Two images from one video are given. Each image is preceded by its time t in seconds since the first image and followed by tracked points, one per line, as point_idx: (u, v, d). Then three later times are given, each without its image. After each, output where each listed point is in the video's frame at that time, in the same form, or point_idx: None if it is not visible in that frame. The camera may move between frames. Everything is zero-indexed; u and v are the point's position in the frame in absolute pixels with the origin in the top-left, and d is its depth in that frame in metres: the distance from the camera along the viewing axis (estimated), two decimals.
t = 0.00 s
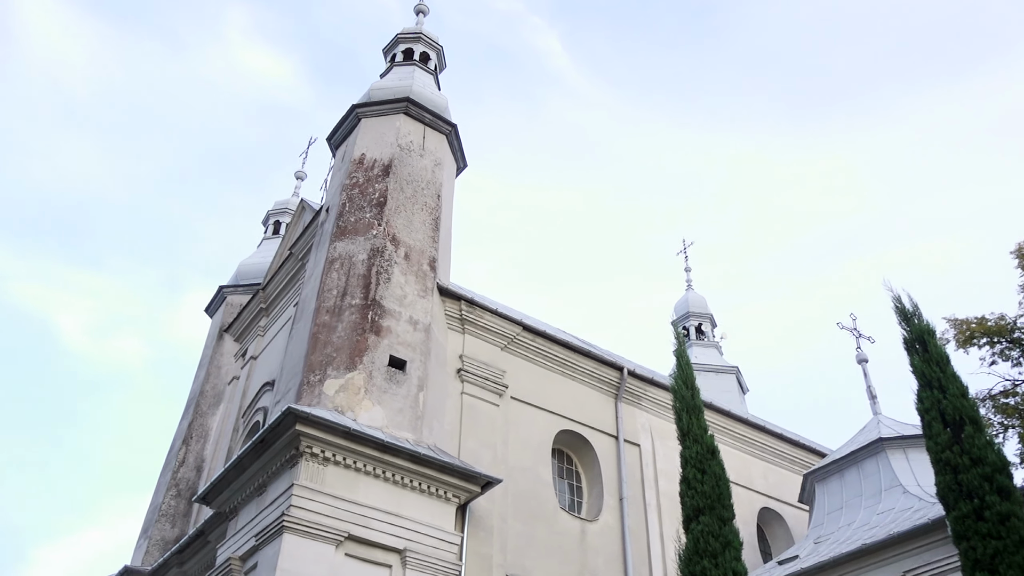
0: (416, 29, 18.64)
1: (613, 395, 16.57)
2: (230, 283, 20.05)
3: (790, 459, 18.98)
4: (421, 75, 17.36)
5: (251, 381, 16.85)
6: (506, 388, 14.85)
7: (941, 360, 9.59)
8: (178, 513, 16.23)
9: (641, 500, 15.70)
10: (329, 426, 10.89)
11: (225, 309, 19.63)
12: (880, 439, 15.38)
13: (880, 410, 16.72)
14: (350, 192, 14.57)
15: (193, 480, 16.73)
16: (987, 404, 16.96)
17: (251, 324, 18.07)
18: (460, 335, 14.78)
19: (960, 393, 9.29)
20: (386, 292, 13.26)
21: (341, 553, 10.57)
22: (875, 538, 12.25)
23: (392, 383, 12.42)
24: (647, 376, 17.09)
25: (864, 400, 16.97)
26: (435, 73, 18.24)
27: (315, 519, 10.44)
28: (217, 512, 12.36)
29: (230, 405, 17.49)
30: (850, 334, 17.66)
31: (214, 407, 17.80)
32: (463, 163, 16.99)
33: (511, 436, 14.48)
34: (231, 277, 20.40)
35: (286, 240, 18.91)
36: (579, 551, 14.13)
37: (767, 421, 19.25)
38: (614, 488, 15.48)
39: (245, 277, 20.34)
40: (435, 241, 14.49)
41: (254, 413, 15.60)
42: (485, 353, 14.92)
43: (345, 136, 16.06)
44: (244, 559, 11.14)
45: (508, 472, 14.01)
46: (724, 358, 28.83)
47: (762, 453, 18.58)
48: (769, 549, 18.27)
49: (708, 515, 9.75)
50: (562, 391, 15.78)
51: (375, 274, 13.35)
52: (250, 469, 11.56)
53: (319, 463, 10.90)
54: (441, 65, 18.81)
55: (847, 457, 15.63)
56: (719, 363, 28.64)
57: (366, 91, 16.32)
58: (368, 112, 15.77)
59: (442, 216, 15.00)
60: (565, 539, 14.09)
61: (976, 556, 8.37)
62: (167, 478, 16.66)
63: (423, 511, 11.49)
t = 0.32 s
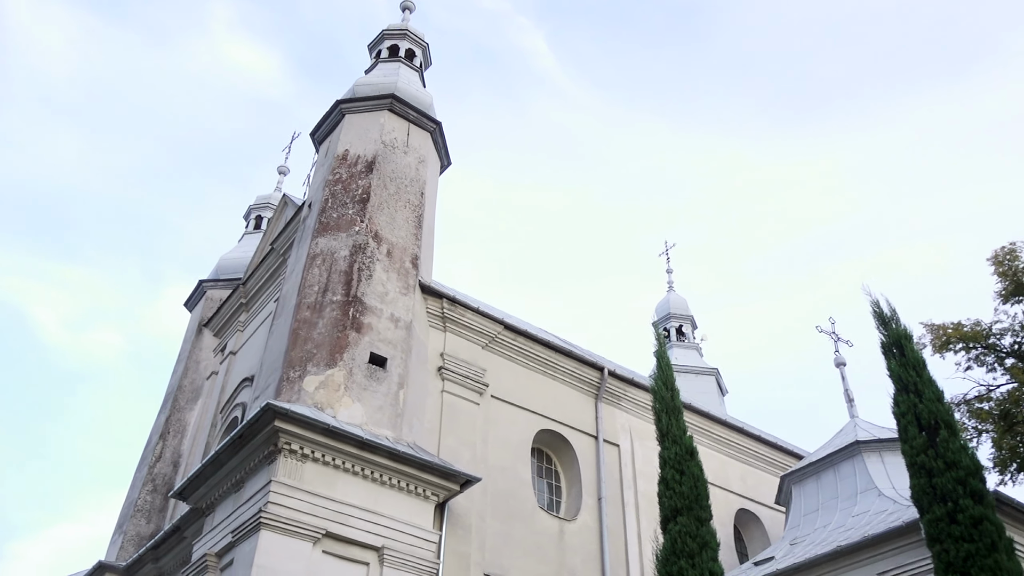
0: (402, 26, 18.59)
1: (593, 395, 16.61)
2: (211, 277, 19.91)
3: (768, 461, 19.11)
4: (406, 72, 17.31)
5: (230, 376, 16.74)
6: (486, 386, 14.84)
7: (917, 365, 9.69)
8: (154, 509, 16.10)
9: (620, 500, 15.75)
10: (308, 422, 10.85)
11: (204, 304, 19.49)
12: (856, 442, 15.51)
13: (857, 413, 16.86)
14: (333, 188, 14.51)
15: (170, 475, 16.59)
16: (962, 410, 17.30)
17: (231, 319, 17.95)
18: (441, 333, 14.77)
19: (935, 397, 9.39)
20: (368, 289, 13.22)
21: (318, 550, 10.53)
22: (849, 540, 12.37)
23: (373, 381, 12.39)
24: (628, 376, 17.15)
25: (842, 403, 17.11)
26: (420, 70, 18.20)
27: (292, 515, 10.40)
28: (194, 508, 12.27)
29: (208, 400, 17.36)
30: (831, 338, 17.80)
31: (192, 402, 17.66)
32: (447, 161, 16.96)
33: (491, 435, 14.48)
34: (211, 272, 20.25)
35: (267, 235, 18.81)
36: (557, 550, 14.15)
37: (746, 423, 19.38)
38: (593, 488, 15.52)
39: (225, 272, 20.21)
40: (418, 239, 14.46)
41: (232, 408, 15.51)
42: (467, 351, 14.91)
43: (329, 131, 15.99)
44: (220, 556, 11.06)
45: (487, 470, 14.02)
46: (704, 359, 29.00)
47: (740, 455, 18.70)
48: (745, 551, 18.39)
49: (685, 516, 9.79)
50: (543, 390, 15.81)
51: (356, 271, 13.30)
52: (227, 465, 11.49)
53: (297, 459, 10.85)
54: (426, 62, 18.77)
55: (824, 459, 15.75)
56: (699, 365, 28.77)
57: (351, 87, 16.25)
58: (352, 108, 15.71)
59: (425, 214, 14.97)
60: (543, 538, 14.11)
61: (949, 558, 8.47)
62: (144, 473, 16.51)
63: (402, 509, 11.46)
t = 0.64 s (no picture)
0: (387, 22, 18.53)
1: (573, 395, 16.64)
2: (190, 271, 19.75)
3: (744, 463, 19.23)
4: (391, 68, 17.26)
5: (207, 371, 16.63)
6: (466, 385, 14.83)
7: (893, 370, 9.78)
8: (129, 504, 15.94)
9: (597, 500, 15.79)
10: (286, 419, 10.79)
11: (183, 298, 19.34)
12: (832, 445, 15.63)
13: (833, 416, 17.01)
14: (316, 183, 14.44)
15: (145, 470, 16.45)
16: (937, 414, 17.59)
17: (210, 313, 17.82)
18: (421, 331, 14.75)
19: (910, 402, 9.49)
20: (349, 285, 13.17)
21: (294, 547, 10.48)
22: (824, 543, 12.47)
23: (352, 377, 12.34)
24: (607, 377, 17.19)
25: (819, 405, 17.24)
26: (405, 67, 18.14)
27: (269, 512, 10.34)
28: (169, 503, 12.18)
29: (185, 395, 17.23)
30: (808, 341, 18.00)
31: (168, 396, 17.52)
32: (430, 159, 16.93)
33: (470, 433, 14.47)
34: (190, 265, 20.09)
35: (248, 230, 18.69)
36: (534, 550, 14.17)
37: (723, 425, 19.49)
38: (572, 488, 15.54)
39: (204, 266, 20.06)
40: (400, 236, 14.42)
41: (210, 403, 15.40)
42: (447, 349, 14.89)
43: (312, 126, 15.91)
44: (195, 552, 10.98)
45: (466, 469, 14.01)
46: (683, 361, 29.13)
47: (717, 456, 18.81)
48: (721, 552, 18.50)
49: (662, 516, 9.83)
50: (522, 390, 15.82)
51: (337, 267, 13.25)
52: (203, 461, 11.41)
53: (275, 456, 10.80)
54: (411, 59, 18.71)
55: (800, 461, 15.87)
56: (678, 367, 28.92)
57: (335, 82, 16.18)
58: (336, 104, 15.64)
59: (407, 211, 14.93)
60: (521, 537, 14.12)
61: (921, 562, 8.56)
62: (119, 468, 16.35)
63: (380, 507, 11.43)
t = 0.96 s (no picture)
0: (372, 18, 18.47)
1: (553, 394, 16.66)
2: (169, 265, 19.59)
3: (722, 464, 19.34)
4: (375, 64, 17.20)
5: (185, 366, 16.50)
6: (446, 383, 14.80)
7: (870, 373, 9.87)
8: (104, 499, 15.78)
9: (576, 499, 15.82)
10: (264, 415, 10.74)
11: (162, 292, 19.18)
12: (809, 447, 15.74)
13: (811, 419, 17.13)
14: (298, 178, 14.36)
15: (120, 465, 16.29)
16: (912, 418, 17.80)
17: (189, 308, 17.69)
18: (402, 328, 14.71)
19: (887, 406, 9.58)
20: (330, 282, 13.11)
21: (271, 544, 10.42)
22: (799, 544, 12.57)
23: (332, 374, 12.29)
24: (588, 377, 17.22)
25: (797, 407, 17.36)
26: (390, 63, 18.08)
27: (246, 508, 10.29)
28: (144, 498, 12.07)
29: (163, 389, 17.08)
30: (786, 343, 17.96)
31: (145, 391, 17.36)
32: (414, 156, 16.88)
33: (449, 432, 14.45)
34: (170, 259, 19.92)
35: (228, 224, 18.55)
36: (512, 549, 14.17)
37: (702, 426, 19.58)
38: (550, 487, 15.56)
39: (184, 260, 19.90)
40: (382, 233, 14.38)
41: (187, 398, 15.29)
42: (427, 347, 14.86)
43: (295, 121, 15.82)
44: (170, 548, 10.90)
45: (445, 468, 13.99)
46: (662, 362, 29.24)
47: (695, 457, 18.90)
48: (698, 553, 18.59)
49: (639, 516, 9.87)
50: (503, 389, 15.82)
51: (319, 263, 13.19)
52: (180, 456, 11.32)
53: (252, 452, 10.74)
54: (396, 56, 18.65)
55: (777, 463, 15.98)
56: (658, 368, 29.04)
57: (319, 78, 16.10)
58: (320, 99, 15.56)
59: (390, 208, 14.88)
60: (498, 536, 14.12)
61: (894, 564, 8.65)
62: (93, 462, 16.17)
63: (358, 504, 11.39)
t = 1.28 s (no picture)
0: (357, 13, 18.39)
1: (532, 394, 16.68)
2: (148, 258, 19.42)
3: (699, 465, 19.44)
4: (360, 60, 17.14)
5: (162, 360, 16.37)
6: (425, 381, 14.77)
7: (847, 377, 9.96)
8: (77, 493, 15.61)
9: (553, 499, 15.85)
10: (242, 411, 10.67)
11: (140, 285, 19.00)
12: (786, 449, 15.85)
13: (787, 421, 17.25)
14: (280, 173, 14.28)
15: (95, 459, 16.12)
16: (887, 422, 18.00)
17: (167, 302, 17.55)
18: (382, 325, 14.67)
19: (863, 410, 9.67)
20: (310, 278, 13.05)
21: (247, 541, 10.35)
22: (774, 546, 12.65)
23: (311, 370, 12.23)
24: (567, 377, 17.25)
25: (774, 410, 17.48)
26: (374, 60, 18.02)
27: (221, 504, 10.21)
28: (119, 493, 11.96)
29: (139, 383, 16.93)
30: (764, 346, 18.08)
31: (121, 385, 17.19)
32: (397, 153, 16.83)
33: (428, 430, 14.41)
34: (148, 252, 19.75)
35: (209, 218, 18.41)
36: (488, 548, 14.16)
37: (679, 427, 19.67)
38: (528, 486, 15.57)
39: (163, 253, 19.74)
40: (364, 229, 14.33)
41: (164, 393, 15.16)
42: (407, 345, 14.83)
43: (278, 115, 15.73)
44: (144, 543, 10.80)
45: (423, 466, 13.96)
46: (642, 364, 29.34)
47: (672, 458, 18.99)
48: (674, 553, 18.67)
49: (616, 517, 9.90)
50: (482, 388, 15.81)
51: (299, 259, 13.12)
52: (156, 451, 11.23)
53: (229, 448, 10.66)
54: (381, 52, 18.59)
55: (753, 465, 16.08)
56: (638, 369, 29.15)
57: (303, 72, 16.01)
58: (303, 94, 15.47)
59: (372, 205, 14.83)
60: (475, 535, 14.11)
61: (868, 566, 8.73)
62: (67, 456, 16.00)
63: (335, 501, 11.35)
